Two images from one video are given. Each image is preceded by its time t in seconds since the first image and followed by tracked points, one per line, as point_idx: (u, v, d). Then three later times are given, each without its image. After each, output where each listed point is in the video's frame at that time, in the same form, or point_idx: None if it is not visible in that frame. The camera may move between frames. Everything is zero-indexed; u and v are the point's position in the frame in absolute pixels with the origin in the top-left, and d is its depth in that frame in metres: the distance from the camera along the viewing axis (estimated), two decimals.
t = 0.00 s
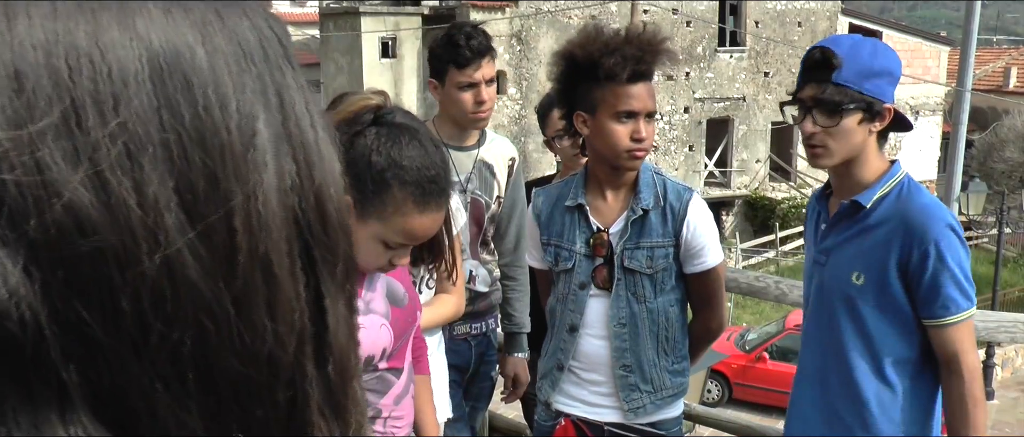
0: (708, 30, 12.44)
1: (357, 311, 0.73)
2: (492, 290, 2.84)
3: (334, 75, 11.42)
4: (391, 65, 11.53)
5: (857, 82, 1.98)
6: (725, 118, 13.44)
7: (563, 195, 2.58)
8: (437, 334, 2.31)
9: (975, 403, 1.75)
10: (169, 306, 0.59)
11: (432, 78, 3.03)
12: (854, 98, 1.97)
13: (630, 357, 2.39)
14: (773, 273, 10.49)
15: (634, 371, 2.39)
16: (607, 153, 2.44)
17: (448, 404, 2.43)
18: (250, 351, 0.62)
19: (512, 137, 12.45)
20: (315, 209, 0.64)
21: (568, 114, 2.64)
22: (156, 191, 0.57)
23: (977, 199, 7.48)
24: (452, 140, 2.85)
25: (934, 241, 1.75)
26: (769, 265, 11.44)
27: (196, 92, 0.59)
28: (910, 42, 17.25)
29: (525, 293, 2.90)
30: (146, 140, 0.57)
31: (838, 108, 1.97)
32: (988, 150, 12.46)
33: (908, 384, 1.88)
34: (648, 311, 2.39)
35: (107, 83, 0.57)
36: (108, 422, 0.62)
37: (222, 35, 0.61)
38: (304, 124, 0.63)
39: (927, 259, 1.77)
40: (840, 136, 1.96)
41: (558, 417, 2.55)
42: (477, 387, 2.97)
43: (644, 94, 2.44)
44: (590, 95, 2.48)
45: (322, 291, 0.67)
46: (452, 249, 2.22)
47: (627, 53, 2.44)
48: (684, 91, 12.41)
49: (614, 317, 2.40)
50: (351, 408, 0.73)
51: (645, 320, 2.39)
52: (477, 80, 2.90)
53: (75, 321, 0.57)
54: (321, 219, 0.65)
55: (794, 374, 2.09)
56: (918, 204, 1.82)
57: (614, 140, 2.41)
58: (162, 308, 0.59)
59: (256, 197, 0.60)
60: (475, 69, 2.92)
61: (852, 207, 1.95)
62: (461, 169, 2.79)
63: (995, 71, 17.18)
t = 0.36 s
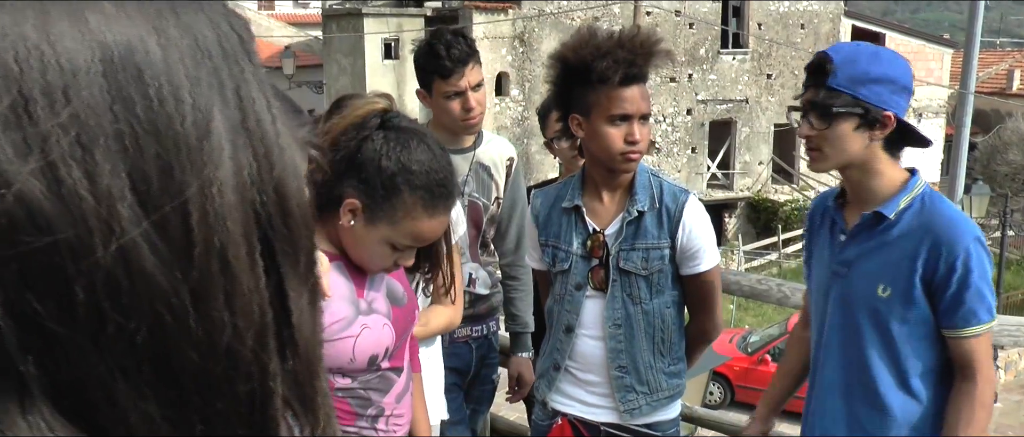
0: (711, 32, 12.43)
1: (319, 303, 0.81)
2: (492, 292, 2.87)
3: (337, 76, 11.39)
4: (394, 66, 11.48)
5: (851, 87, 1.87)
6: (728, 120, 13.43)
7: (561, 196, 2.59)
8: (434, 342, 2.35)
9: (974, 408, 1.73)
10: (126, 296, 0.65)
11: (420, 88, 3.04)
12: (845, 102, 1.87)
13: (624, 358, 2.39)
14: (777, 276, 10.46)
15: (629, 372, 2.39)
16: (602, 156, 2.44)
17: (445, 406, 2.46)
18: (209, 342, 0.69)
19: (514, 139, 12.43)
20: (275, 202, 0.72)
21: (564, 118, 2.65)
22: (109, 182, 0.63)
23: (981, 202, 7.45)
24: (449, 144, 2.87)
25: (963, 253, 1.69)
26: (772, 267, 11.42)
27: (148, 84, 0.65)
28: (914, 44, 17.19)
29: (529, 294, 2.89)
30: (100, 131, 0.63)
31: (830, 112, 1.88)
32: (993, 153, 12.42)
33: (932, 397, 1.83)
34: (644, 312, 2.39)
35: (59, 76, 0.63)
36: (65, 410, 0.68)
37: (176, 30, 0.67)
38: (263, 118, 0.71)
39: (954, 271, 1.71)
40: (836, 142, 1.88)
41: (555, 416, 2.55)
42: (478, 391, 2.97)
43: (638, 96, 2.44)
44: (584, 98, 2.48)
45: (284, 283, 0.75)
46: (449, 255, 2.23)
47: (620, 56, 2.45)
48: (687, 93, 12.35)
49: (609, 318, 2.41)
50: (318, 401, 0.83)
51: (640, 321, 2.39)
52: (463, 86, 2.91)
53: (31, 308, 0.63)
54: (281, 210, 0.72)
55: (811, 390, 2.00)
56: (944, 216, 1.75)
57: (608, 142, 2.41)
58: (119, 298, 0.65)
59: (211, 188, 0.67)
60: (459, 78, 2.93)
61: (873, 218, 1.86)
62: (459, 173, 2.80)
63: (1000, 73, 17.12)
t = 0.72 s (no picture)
0: (715, 35, 12.45)
1: (289, 302, 0.84)
2: (492, 296, 2.86)
3: (341, 78, 11.43)
4: (397, 68, 11.49)
5: (892, 89, 1.88)
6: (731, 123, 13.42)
7: (561, 201, 2.58)
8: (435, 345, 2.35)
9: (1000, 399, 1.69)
10: (79, 298, 0.67)
11: (417, 92, 3.03)
12: (885, 106, 1.88)
13: (631, 360, 2.38)
14: (780, 279, 10.44)
15: (635, 374, 2.38)
16: (610, 160, 2.42)
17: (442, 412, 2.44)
18: (171, 348, 0.71)
19: (518, 141, 12.43)
20: (239, 202, 0.74)
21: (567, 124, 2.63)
22: (60, 179, 0.65)
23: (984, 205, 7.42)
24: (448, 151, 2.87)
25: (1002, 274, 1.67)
26: (774, 270, 11.39)
27: (100, 80, 0.66)
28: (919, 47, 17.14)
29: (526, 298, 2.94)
30: (48, 127, 0.64)
31: (870, 116, 1.90)
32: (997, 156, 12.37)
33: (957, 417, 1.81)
34: (649, 314, 2.38)
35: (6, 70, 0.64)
36: (19, 417, 0.70)
37: (134, 28, 0.69)
38: (226, 117, 0.73)
39: (990, 290, 1.69)
40: (879, 148, 1.89)
41: (560, 420, 2.54)
42: (477, 394, 2.97)
43: (645, 100, 2.44)
44: (590, 103, 2.47)
45: (250, 282, 0.77)
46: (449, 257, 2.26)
47: (629, 61, 2.44)
48: (691, 96, 12.42)
49: (614, 321, 2.40)
50: (293, 407, 0.86)
51: (645, 322, 2.37)
52: (461, 90, 2.90)
53: None
54: (247, 212, 0.75)
55: (842, 393, 2.02)
56: (989, 235, 1.73)
57: (617, 147, 2.39)
58: (71, 301, 0.66)
59: (171, 187, 0.69)
60: (457, 81, 2.91)
61: (918, 226, 1.86)
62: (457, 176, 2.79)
63: (1005, 76, 17.06)
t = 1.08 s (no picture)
0: (708, 38, 12.47)
1: (277, 317, 0.83)
2: (483, 299, 2.87)
3: (334, 81, 11.40)
4: (390, 71, 11.47)
5: (881, 92, 1.93)
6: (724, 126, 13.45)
7: (556, 207, 2.57)
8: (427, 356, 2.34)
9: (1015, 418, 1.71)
10: (67, 316, 0.65)
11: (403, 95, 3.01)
12: (874, 108, 1.93)
13: (635, 363, 2.38)
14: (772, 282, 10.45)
15: (640, 376, 2.38)
16: (609, 165, 2.41)
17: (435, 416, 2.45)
18: (158, 362, 0.69)
19: (511, 144, 12.43)
20: (229, 212, 0.73)
21: (565, 130, 2.62)
22: (50, 193, 0.63)
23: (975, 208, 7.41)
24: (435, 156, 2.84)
25: (994, 293, 1.71)
26: (767, 273, 11.41)
27: (91, 91, 0.66)
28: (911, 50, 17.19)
29: (519, 301, 2.93)
30: (37, 140, 0.64)
31: (860, 120, 1.94)
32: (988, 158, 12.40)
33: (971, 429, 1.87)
34: (651, 316, 2.38)
35: None
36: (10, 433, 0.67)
37: (123, 39, 0.68)
38: (215, 129, 0.72)
39: (985, 307, 1.73)
40: (868, 152, 1.93)
41: (562, 425, 2.53)
42: (468, 398, 2.97)
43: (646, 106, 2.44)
44: (591, 109, 2.46)
45: (239, 296, 0.76)
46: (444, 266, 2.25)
47: (633, 68, 2.43)
48: (683, 99, 12.46)
49: (619, 325, 2.39)
50: (278, 422, 0.84)
51: (649, 325, 2.38)
52: (445, 95, 2.88)
53: None
54: (236, 222, 0.74)
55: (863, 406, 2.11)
56: (986, 250, 1.76)
57: (618, 153, 2.39)
58: (60, 318, 0.65)
59: (162, 200, 0.68)
60: (441, 86, 2.89)
61: (917, 243, 1.92)
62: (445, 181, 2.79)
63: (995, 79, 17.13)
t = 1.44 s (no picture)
0: (696, 41, 12.51)
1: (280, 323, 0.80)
2: (474, 301, 2.87)
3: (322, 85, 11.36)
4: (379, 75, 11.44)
5: (882, 99, 1.92)
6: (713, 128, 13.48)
7: (555, 210, 2.56)
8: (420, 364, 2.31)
9: (996, 413, 1.72)
10: (77, 331, 0.64)
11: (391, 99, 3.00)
12: (876, 115, 1.92)
13: (632, 368, 2.37)
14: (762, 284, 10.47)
15: (637, 381, 2.37)
16: (601, 169, 2.42)
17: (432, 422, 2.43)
18: (164, 374, 0.67)
19: (500, 147, 12.41)
20: (233, 224, 0.71)
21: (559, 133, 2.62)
22: (61, 211, 0.62)
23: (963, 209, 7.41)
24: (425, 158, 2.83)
25: (986, 289, 1.71)
26: (757, 275, 11.43)
27: (101, 109, 0.64)
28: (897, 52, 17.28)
29: (509, 304, 2.92)
30: (49, 158, 0.62)
31: (861, 126, 1.94)
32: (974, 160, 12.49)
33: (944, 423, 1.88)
34: (649, 321, 2.37)
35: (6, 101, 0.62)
36: None
37: (129, 52, 0.67)
38: (220, 144, 0.70)
39: (975, 302, 1.74)
40: (865, 156, 1.94)
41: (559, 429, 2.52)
42: (460, 401, 2.94)
43: (636, 108, 2.43)
44: (582, 112, 2.46)
45: (242, 308, 0.73)
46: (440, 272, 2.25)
47: (618, 69, 2.44)
48: (672, 102, 12.52)
49: (616, 329, 2.38)
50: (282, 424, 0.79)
51: (646, 330, 2.37)
52: (433, 98, 2.87)
53: None
54: (240, 234, 0.71)
55: (836, 396, 2.10)
56: (977, 247, 1.77)
57: (608, 156, 2.39)
58: (70, 334, 0.64)
59: (169, 214, 0.66)
60: (429, 89, 2.88)
61: (909, 237, 1.92)
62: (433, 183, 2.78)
63: (980, 80, 17.26)
